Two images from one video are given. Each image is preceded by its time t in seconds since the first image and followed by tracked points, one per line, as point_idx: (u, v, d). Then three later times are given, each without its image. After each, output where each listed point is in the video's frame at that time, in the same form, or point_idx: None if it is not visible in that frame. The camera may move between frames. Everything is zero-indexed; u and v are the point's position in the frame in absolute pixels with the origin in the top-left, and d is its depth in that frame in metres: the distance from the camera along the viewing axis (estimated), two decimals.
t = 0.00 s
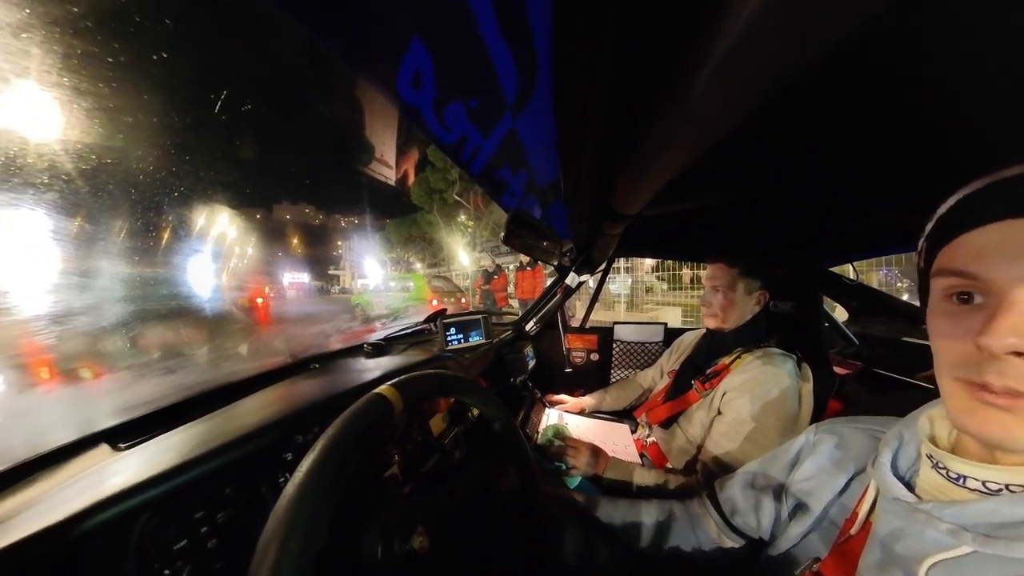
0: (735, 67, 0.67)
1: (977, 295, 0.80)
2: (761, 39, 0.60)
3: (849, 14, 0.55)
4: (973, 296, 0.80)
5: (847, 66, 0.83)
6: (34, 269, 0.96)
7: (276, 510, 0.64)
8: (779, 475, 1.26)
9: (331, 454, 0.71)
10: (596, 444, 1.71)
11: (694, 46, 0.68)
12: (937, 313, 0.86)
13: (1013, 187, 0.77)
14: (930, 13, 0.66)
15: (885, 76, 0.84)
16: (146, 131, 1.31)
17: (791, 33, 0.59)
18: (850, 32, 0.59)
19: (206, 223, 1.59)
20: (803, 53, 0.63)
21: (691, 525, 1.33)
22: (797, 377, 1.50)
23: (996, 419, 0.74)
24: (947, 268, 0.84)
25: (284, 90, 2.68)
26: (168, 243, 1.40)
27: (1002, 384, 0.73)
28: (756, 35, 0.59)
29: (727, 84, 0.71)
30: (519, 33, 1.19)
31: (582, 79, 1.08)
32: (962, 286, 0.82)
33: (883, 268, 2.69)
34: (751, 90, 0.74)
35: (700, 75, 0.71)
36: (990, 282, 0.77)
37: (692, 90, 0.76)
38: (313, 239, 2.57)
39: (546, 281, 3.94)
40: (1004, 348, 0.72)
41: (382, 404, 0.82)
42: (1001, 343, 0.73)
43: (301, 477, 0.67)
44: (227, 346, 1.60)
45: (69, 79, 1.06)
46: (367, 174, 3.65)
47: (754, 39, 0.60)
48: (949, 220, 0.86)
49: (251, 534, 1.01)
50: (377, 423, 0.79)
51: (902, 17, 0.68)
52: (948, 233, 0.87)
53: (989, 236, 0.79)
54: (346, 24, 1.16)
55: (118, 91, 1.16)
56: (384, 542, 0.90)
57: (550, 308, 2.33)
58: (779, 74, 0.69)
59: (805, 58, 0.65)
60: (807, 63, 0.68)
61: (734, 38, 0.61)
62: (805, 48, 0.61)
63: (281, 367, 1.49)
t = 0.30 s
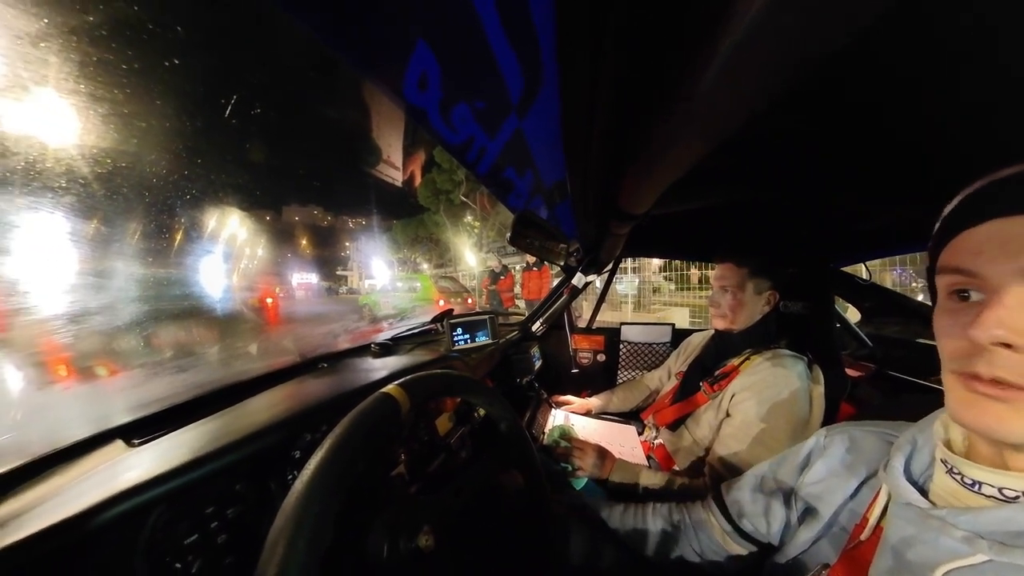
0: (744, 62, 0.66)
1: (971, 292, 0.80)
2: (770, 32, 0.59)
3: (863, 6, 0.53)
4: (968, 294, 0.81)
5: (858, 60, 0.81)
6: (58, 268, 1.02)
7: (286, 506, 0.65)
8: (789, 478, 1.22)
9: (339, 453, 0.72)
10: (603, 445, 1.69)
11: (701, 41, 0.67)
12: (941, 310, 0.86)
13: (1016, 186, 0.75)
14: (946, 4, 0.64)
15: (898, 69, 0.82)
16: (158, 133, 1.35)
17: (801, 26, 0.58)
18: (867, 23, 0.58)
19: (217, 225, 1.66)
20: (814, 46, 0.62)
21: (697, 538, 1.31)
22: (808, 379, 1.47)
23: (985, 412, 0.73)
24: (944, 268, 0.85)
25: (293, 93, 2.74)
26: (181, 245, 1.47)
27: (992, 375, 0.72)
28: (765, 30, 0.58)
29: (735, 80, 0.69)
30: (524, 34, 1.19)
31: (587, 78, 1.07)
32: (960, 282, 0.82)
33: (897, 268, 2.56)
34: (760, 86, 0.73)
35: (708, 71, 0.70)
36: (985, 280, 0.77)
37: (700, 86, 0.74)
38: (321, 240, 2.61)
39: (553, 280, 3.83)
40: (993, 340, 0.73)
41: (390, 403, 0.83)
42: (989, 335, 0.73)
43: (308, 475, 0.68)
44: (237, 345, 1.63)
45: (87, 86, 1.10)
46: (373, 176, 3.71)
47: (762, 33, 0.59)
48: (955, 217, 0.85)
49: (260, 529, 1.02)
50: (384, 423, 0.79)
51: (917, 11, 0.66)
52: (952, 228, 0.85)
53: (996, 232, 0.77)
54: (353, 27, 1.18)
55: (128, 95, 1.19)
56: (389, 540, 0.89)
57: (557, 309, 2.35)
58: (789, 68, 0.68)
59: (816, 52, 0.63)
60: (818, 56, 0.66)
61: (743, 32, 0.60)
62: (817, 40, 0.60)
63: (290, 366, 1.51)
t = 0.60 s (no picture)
0: (751, 59, 0.65)
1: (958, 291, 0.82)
2: (778, 29, 0.58)
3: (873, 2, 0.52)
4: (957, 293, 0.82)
5: (867, 57, 0.79)
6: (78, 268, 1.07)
7: (292, 503, 0.65)
8: (797, 482, 1.22)
9: (347, 450, 0.72)
10: (609, 446, 1.68)
11: (707, 39, 0.66)
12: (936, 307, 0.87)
13: None
14: None
15: (909, 65, 0.80)
16: (171, 137, 1.39)
17: (809, 22, 0.57)
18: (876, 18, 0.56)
19: (227, 227, 1.68)
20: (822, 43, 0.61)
21: (698, 542, 1.29)
22: (819, 381, 1.44)
23: (955, 403, 0.75)
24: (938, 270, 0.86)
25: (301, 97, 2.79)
26: (193, 247, 1.51)
27: (964, 367, 0.75)
28: (771, 26, 0.57)
29: (742, 77, 0.68)
30: (530, 35, 1.18)
31: (594, 81, 1.07)
32: (949, 281, 0.83)
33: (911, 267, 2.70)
34: (769, 83, 0.72)
35: (713, 72, 0.70)
36: (969, 278, 0.79)
37: (705, 86, 0.74)
38: (329, 241, 2.65)
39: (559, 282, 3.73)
40: (962, 334, 0.76)
41: (396, 402, 0.83)
42: (958, 329, 0.77)
43: (316, 472, 0.68)
44: (247, 344, 1.66)
45: (103, 93, 1.14)
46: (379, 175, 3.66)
47: (769, 29, 0.58)
48: (964, 217, 0.83)
49: (269, 525, 1.04)
50: (390, 422, 0.80)
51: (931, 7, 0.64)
52: (957, 224, 0.84)
53: (995, 228, 0.76)
54: (360, 29, 1.19)
55: (138, 100, 1.23)
56: (395, 539, 0.91)
57: (562, 310, 2.32)
58: (796, 64, 0.67)
59: (825, 49, 0.62)
60: (825, 53, 0.66)
61: (750, 29, 0.59)
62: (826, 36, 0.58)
63: (298, 365, 1.53)
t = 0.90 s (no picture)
0: (761, 53, 0.64)
1: (977, 294, 0.78)
2: (788, 20, 0.56)
3: None
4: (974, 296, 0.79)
5: (879, 52, 0.77)
6: (93, 267, 1.12)
7: (300, 501, 0.65)
8: (807, 486, 1.19)
9: (354, 449, 0.71)
10: (616, 448, 1.67)
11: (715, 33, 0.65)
12: (953, 309, 0.84)
13: None
14: None
15: (923, 61, 0.78)
16: (183, 142, 1.43)
17: (821, 14, 0.55)
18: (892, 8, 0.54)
19: (238, 228, 1.79)
20: (835, 35, 0.59)
21: (708, 542, 1.28)
22: (831, 383, 1.40)
23: (974, 410, 0.72)
24: (954, 271, 0.83)
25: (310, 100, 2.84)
26: (205, 248, 1.60)
27: (981, 373, 0.72)
28: (783, 18, 0.56)
29: (751, 73, 0.67)
30: (535, 35, 1.18)
31: (599, 80, 1.06)
32: (965, 283, 0.80)
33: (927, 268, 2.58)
34: (779, 76, 0.70)
35: (722, 67, 0.68)
36: (986, 281, 0.76)
37: (713, 82, 0.72)
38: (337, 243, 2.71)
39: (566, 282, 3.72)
40: (979, 339, 0.74)
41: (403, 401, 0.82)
42: (974, 334, 0.74)
43: (324, 470, 0.67)
44: (257, 344, 1.69)
45: (117, 99, 1.18)
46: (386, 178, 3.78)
47: (779, 21, 0.57)
48: (983, 216, 0.80)
49: (276, 521, 1.05)
50: (397, 422, 0.78)
51: None
52: (973, 224, 0.81)
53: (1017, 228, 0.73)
54: (368, 35, 1.21)
55: (151, 107, 1.28)
56: (401, 538, 0.88)
57: (569, 311, 2.33)
58: (808, 57, 0.65)
59: (838, 41, 0.61)
60: (837, 46, 0.64)
61: (760, 22, 0.57)
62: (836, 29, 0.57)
63: (307, 364, 1.55)
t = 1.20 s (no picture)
0: (770, 50, 0.62)
1: (993, 294, 0.75)
2: (798, 16, 0.55)
3: None
4: (990, 296, 0.76)
5: (889, 48, 0.76)
6: (110, 270, 1.14)
7: (308, 498, 0.65)
8: (820, 493, 1.17)
9: (361, 449, 0.71)
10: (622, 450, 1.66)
11: (723, 29, 0.64)
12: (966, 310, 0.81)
13: None
14: None
15: (934, 56, 0.76)
16: (193, 144, 1.48)
17: (832, 8, 0.54)
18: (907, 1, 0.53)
19: (248, 229, 1.84)
20: (847, 30, 0.58)
21: (710, 537, 1.25)
22: (843, 386, 1.37)
23: (987, 414, 0.70)
24: (968, 269, 0.80)
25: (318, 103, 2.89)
26: (216, 249, 1.64)
27: (996, 377, 0.70)
28: (792, 14, 0.54)
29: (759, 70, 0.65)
30: (541, 36, 1.18)
31: (604, 81, 1.05)
32: (981, 284, 0.77)
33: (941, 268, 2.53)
34: (789, 73, 0.68)
35: (729, 64, 0.67)
36: (1003, 281, 0.73)
37: (721, 80, 0.71)
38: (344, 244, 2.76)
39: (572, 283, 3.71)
40: (995, 341, 0.71)
41: (410, 402, 0.81)
42: (990, 336, 0.71)
43: (332, 468, 0.68)
44: (266, 344, 1.73)
45: (131, 104, 1.23)
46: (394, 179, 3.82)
47: (788, 17, 0.56)
48: (999, 214, 0.78)
49: (285, 518, 1.07)
50: (403, 423, 0.77)
51: None
52: (989, 223, 0.78)
53: None
54: (375, 38, 1.22)
55: (164, 112, 1.33)
56: (407, 536, 0.86)
57: (576, 311, 2.31)
58: (818, 53, 0.64)
59: (850, 36, 0.59)
60: (849, 41, 0.62)
61: (769, 17, 0.56)
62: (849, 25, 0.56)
63: (315, 364, 1.57)
